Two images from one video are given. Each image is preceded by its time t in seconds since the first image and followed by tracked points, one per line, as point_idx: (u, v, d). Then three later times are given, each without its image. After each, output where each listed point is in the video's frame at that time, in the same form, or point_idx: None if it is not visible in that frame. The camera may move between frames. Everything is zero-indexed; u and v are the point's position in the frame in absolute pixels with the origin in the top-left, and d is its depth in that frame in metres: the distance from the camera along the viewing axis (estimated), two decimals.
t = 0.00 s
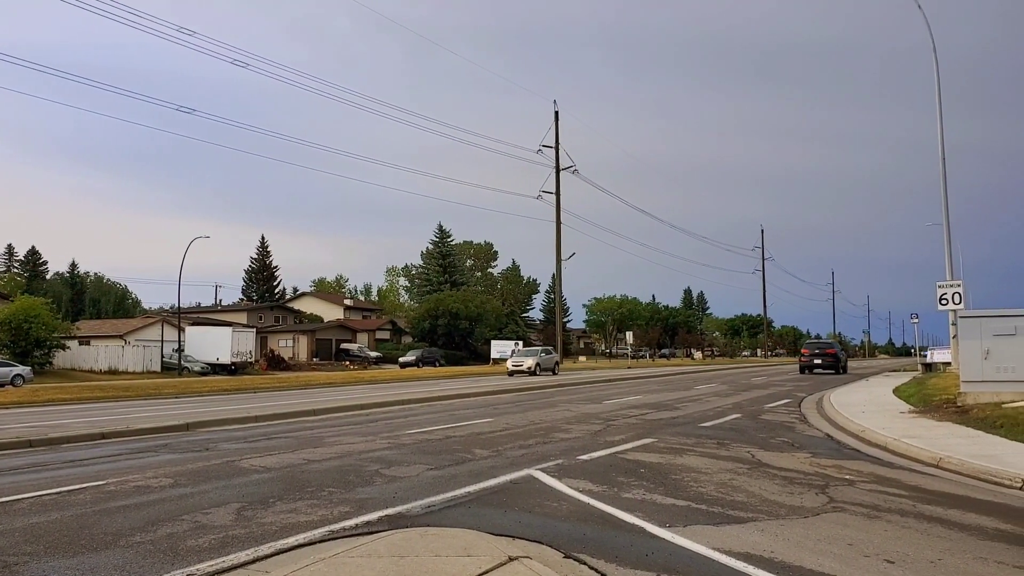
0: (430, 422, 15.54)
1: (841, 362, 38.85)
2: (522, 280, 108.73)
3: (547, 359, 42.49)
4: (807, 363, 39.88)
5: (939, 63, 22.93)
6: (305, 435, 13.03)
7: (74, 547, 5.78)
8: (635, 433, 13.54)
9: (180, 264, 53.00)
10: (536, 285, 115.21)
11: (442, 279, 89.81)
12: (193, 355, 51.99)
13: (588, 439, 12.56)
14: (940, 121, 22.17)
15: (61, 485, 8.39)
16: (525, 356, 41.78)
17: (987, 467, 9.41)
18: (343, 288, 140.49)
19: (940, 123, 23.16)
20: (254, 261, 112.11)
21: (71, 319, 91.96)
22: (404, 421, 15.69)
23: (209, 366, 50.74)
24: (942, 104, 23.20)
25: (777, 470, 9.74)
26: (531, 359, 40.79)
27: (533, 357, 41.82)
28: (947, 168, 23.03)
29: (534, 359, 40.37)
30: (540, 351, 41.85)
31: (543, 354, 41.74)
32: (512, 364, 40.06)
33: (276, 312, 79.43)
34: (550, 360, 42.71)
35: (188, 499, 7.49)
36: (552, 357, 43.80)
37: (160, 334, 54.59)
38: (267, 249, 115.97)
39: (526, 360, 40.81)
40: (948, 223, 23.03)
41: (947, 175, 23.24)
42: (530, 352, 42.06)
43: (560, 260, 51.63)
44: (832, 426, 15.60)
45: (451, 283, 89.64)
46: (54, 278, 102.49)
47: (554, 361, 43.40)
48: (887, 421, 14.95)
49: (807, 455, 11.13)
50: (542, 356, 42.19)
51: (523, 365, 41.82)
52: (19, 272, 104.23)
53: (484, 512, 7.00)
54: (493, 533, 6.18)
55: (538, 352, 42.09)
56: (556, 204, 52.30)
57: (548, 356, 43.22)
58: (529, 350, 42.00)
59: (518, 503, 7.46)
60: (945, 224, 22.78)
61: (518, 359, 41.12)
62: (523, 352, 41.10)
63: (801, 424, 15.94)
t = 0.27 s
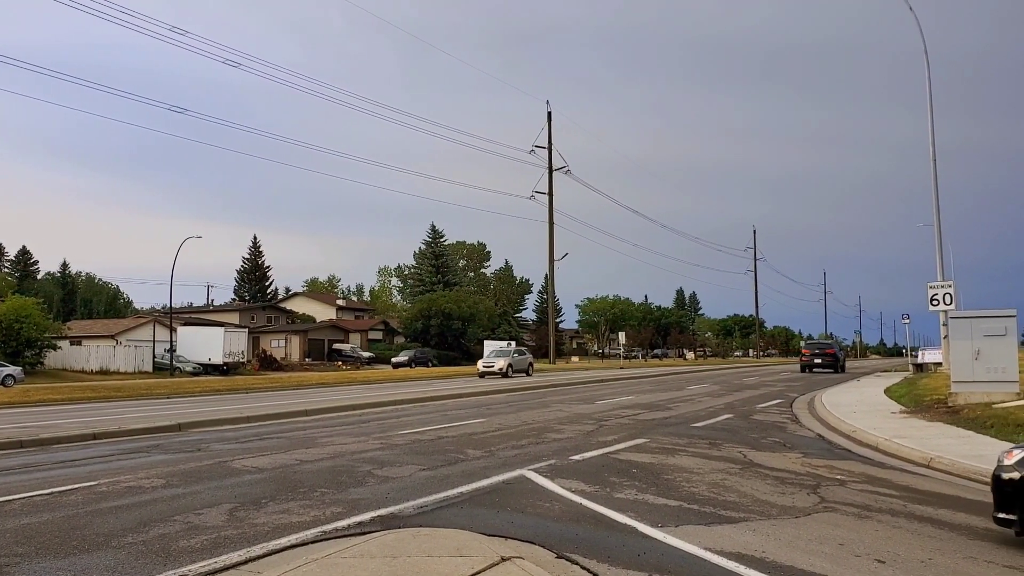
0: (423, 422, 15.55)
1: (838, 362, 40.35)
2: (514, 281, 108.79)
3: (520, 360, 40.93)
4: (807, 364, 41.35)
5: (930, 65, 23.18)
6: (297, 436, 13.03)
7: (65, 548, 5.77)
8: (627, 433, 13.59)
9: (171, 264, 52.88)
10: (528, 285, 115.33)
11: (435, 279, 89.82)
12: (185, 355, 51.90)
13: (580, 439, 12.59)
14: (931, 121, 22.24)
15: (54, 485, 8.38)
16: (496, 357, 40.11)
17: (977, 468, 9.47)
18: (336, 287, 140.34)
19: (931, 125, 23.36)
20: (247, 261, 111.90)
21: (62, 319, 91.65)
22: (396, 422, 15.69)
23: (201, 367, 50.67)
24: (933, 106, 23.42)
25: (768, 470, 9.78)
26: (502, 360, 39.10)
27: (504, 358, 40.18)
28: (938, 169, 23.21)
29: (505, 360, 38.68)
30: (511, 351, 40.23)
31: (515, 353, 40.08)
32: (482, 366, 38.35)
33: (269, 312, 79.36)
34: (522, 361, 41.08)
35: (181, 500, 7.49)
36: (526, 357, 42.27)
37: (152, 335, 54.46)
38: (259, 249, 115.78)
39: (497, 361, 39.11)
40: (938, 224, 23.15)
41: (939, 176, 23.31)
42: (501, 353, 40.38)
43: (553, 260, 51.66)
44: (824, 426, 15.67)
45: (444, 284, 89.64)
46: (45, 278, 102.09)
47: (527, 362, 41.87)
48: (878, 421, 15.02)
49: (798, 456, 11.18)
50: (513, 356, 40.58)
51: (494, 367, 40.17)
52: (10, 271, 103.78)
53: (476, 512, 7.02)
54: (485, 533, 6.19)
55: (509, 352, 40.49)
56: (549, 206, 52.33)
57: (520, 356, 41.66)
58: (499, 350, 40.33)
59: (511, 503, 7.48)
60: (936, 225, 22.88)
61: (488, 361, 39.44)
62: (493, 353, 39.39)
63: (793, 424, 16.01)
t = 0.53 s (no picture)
0: (416, 422, 15.55)
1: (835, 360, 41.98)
2: (507, 281, 108.83)
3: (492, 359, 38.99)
4: (807, 362, 42.43)
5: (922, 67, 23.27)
6: (290, 436, 13.01)
7: (57, 548, 5.75)
8: (620, 433, 13.61)
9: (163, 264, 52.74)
10: (521, 285, 115.39)
11: (428, 279, 89.79)
12: (177, 355, 51.79)
13: (573, 439, 12.60)
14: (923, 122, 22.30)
15: (46, 485, 8.36)
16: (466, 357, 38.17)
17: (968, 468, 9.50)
18: (328, 287, 140.17)
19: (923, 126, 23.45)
20: (239, 261, 111.70)
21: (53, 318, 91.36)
22: (389, 422, 15.67)
23: (194, 366, 50.57)
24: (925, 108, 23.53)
25: (760, 470, 9.80)
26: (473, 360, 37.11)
27: (474, 358, 38.19)
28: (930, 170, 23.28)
29: (476, 359, 36.68)
30: (482, 350, 38.26)
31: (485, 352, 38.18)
32: (452, 368, 36.28)
33: (261, 312, 79.24)
34: (494, 361, 39.14)
35: (173, 500, 7.48)
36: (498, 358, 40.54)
37: (144, 334, 54.33)
38: (252, 249, 115.55)
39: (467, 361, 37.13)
40: (930, 225, 23.22)
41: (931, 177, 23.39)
42: (471, 353, 38.44)
43: (546, 260, 51.67)
44: (815, 426, 15.71)
45: (437, 283, 89.59)
46: (37, 277, 101.73)
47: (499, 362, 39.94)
48: (870, 421, 15.07)
49: (790, 456, 11.20)
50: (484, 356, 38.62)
51: (465, 369, 38.24)
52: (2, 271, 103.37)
53: (469, 512, 7.03)
54: (479, 534, 6.20)
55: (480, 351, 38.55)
56: (542, 206, 52.35)
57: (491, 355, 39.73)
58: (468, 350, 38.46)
59: (503, 503, 7.49)
60: (927, 225, 22.95)
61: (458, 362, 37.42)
62: (462, 352, 37.38)
63: (785, 424, 16.05)
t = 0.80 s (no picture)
0: (409, 422, 15.55)
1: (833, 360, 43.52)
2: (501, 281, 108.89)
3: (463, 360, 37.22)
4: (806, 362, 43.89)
5: (914, 68, 23.37)
6: (284, 436, 12.99)
7: (51, 549, 5.74)
8: (613, 433, 13.63)
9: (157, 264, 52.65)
10: (515, 285, 115.44)
11: (422, 279, 89.77)
12: (170, 355, 51.69)
13: (567, 439, 12.61)
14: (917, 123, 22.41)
15: (39, 486, 8.34)
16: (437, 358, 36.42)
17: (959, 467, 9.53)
18: (322, 287, 139.97)
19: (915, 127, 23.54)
20: (232, 261, 111.51)
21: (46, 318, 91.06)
22: (383, 423, 15.66)
23: (187, 366, 50.47)
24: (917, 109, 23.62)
25: (754, 470, 9.82)
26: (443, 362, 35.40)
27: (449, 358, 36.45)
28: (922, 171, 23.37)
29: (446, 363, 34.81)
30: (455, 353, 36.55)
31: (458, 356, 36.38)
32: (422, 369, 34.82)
33: (254, 312, 79.12)
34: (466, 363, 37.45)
35: (167, 501, 7.47)
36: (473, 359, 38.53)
37: (137, 334, 54.21)
38: (245, 249, 115.36)
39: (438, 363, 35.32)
40: (922, 226, 23.30)
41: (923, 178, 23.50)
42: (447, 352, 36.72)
43: (540, 260, 51.71)
44: (808, 426, 15.74)
45: (430, 284, 89.56)
46: (29, 277, 101.38)
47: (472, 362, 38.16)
48: (862, 421, 15.10)
49: (783, 456, 11.23)
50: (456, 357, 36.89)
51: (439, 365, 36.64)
52: None
53: (463, 512, 7.03)
54: (472, 533, 6.21)
55: (452, 352, 36.80)
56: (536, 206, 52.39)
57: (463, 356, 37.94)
58: (443, 350, 36.79)
59: (497, 503, 7.50)
60: (920, 226, 23.04)
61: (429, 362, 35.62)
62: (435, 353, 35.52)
63: (778, 424, 16.08)
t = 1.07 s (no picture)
0: (403, 422, 15.53)
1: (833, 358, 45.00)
2: (495, 280, 108.89)
3: (435, 360, 35.62)
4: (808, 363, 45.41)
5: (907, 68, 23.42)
6: (277, 436, 12.96)
7: (43, 549, 5.72)
8: (607, 433, 13.62)
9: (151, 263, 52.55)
10: (509, 285, 115.42)
11: (416, 279, 89.71)
12: (164, 355, 51.56)
13: (561, 439, 12.60)
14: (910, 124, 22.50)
15: (32, 486, 8.32)
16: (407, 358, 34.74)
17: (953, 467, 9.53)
18: (315, 287, 139.79)
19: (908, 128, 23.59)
20: (225, 261, 111.31)
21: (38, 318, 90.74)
22: (377, 423, 15.64)
23: (180, 366, 50.35)
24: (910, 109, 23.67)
25: (747, 470, 9.82)
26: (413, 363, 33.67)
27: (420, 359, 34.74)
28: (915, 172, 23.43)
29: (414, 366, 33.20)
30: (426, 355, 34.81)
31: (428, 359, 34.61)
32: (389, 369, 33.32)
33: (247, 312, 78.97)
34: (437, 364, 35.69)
35: (160, 501, 7.45)
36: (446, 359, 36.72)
37: (130, 334, 54.05)
38: (239, 249, 115.14)
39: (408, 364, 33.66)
40: (915, 226, 23.36)
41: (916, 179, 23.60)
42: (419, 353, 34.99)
43: (534, 260, 51.72)
44: (802, 426, 15.75)
45: (425, 283, 89.51)
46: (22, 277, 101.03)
47: (445, 362, 36.62)
48: (856, 421, 15.12)
49: (777, 456, 11.23)
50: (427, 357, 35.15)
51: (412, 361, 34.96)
52: None
53: (457, 512, 7.03)
54: (466, 533, 6.21)
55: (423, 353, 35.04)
56: (530, 206, 52.41)
57: (435, 356, 36.40)
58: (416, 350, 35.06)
59: (492, 503, 7.49)
60: (913, 227, 23.09)
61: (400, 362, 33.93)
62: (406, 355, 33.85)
63: (771, 424, 16.09)
